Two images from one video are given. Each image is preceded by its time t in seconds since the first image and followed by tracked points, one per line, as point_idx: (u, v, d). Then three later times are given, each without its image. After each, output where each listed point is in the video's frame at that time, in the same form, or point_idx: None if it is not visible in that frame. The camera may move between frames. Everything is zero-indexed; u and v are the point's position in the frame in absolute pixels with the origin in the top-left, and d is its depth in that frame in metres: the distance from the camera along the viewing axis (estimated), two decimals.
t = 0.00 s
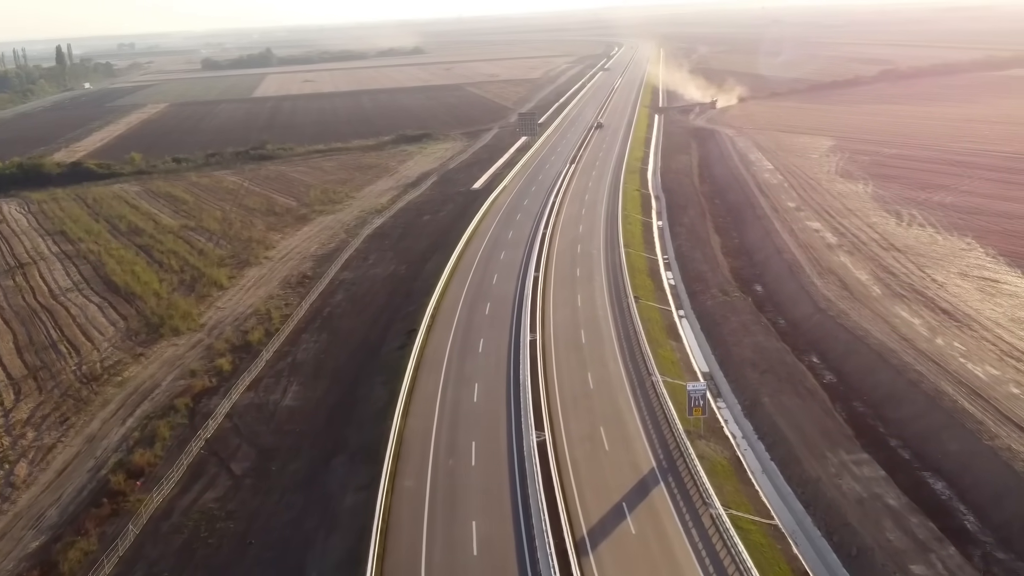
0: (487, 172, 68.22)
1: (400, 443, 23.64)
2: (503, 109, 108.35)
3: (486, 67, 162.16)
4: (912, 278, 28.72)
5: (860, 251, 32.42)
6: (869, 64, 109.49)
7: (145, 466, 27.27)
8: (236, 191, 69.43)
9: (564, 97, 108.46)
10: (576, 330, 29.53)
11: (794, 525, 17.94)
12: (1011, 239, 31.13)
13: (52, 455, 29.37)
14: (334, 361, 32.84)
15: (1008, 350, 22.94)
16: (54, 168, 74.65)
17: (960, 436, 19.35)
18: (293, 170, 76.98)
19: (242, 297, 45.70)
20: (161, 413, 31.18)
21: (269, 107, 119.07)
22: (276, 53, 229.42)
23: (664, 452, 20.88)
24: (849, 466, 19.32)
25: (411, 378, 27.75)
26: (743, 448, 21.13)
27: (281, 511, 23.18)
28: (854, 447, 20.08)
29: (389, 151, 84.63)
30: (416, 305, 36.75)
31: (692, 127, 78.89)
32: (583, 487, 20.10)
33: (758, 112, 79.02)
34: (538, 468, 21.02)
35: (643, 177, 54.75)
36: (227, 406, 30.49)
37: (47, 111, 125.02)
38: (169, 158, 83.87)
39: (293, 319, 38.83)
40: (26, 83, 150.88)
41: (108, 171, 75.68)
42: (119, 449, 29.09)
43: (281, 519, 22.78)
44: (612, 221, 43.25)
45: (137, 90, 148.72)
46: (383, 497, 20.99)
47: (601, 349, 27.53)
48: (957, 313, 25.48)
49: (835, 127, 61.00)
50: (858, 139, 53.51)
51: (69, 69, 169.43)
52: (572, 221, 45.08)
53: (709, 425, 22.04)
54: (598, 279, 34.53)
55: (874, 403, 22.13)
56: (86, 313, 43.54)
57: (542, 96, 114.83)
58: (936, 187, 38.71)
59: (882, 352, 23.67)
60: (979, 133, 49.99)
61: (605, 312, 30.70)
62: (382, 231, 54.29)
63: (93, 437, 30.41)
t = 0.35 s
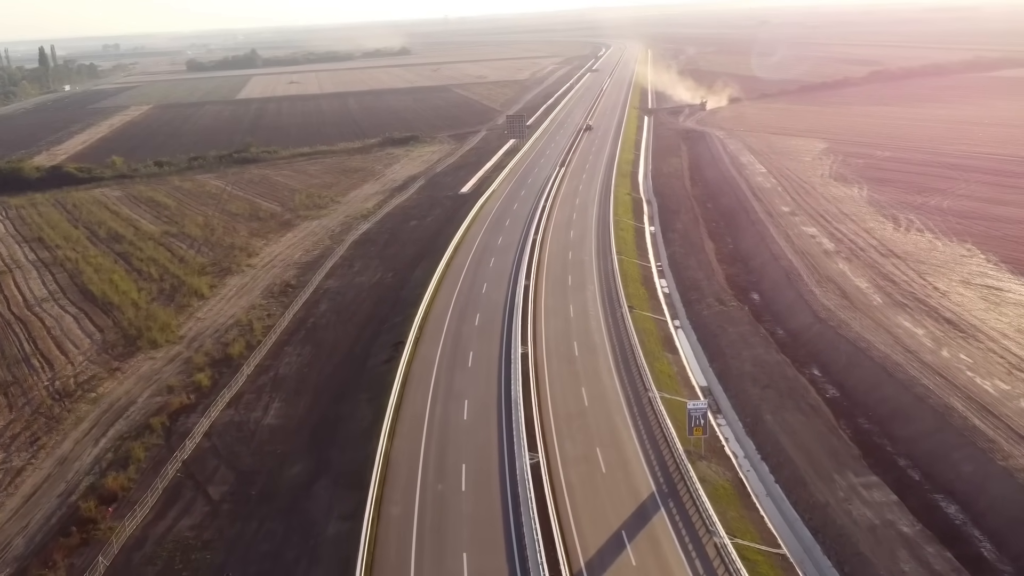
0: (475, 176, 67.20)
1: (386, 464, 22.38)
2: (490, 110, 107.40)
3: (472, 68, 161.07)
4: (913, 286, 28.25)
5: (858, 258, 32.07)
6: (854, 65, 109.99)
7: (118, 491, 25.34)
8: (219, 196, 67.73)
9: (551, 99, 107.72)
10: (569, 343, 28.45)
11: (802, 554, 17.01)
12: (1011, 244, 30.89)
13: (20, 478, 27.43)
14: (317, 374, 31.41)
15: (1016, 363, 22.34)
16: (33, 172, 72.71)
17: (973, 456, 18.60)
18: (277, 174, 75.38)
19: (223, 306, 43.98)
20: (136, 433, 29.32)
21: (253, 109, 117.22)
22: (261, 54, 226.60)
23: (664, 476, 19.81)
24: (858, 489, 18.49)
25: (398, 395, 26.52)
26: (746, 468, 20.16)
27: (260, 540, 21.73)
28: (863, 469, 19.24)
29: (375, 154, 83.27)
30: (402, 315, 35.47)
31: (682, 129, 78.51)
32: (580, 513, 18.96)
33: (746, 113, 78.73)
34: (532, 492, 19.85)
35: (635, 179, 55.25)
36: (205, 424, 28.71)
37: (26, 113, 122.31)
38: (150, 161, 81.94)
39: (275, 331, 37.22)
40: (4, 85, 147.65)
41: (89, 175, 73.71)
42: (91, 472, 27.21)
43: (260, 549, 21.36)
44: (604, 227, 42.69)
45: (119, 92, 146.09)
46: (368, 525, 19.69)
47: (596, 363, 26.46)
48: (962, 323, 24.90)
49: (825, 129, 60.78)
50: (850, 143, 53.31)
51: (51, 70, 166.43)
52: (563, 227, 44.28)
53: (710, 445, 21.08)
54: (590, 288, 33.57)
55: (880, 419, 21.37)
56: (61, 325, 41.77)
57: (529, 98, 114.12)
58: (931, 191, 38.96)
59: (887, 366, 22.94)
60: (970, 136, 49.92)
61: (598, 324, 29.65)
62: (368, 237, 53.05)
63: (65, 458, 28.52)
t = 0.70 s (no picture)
0: (466, 179, 66.23)
1: (376, 486, 21.24)
2: (481, 112, 106.52)
3: (462, 68, 159.96)
4: (918, 293, 27.72)
5: (860, 264, 31.59)
6: (844, 66, 110.02)
7: (92, 517, 23.92)
8: (205, 200, 66.15)
9: (542, 100, 106.86)
10: (566, 356, 27.44)
11: None
12: (1015, 250, 30.54)
13: None
14: (303, 388, 30.18)
15: None
16: (15, 176, 71.02)
17: (990, 477, 17.84)
18: (264, 177, 73.96)
19: (208, 317, 42.45)
20: (113, 453, 27.83)
21: (240, 111, 115.59)
22: (250, 54, 223.96)
23: (668, 501, 18.81)
24: (872, 514, 17.64)
25: (388, 409, 25.30)
26: (753, 490, 19.25)
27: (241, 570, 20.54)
28: (876, 492, 18.40)
29: (363, 156, 82.03)
30: (392, 325, 34.32)
31: (675, 131, 78.19)
32: (581, 541, 17.92)
33: (739, 117, 78.33)
34: (529, 518, 18.80)
35: (629, 184, 55.59)
36: (186, 444, 27.34)
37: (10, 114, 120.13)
38: (135, 164, 80.29)
39: (260, 344, 35.82)
40: None
41: (72, 178, 72.09)
42: (64, 496, 25.71)
43: None
44: (599, 233, 42.10)
45: (105, 93, 143.99)
46: (356, 554, 18.53)
47: (593, 378, 25.48)
48: (970, 333, 24.28)
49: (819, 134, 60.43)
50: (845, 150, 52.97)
51: (37, 71, 164.20)
52: (557, 233, 43.49)
53: (715, 465, 20.16)
54: (586, 298, 32.66)
55: (891, 436, 20.55)
56: (38, 337, 40.20)
57: (519, 99, 113.49)
58: (931, 195, 38.99)
59: (896, 379, 22.17)
60: (967, 140, 49.78)
61: (595, 337, 28.67)
62: (358, 243, 51.85)
63: (37, 480, 26.98)
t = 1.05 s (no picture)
0: (458, 183, 65.36)
1: (368, 510, 20.19)
2: (472, 113, 105.81)
3: (452, 69, 158.97)
4: (926, 302, 27.28)
5: (864, 271, 31.12)
6: (835, 67, 110.30)
7: (68, 545, 22.59)
8: (192, 205, 64.70)
9: (533, 102, 106.13)
10: (564, 370, 26.53)
11: None
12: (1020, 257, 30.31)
13: None
14: (291, 403, 29.06)
15: None
16: None
17: (1012, 499, 17.15)
18: (252, 181, 72.65)
19: (194, 327, 41.07)
20: (92, 474, 26.44)
21: (229, 113, 114.00)
22: (240, 56, 222.76)
23: (676, 526, 17.91)
24: (890, 539, 16.86)
25: (381, 425, 24.19)
26: (763, 513, 18.38)
27: None
28: (894, 515, 17.62)
29: (353, 159, 80.92)
30: (384, 336, 33.29)
31: (669, 133, 78.04)
32: (585, 570, 16.98)
33: (732, 121, 78.09)
34: (529, 546, 17.83)
35: (624, 189, 55.10)
36: (169, 464, 26.08)
37: None
38: (122, 168, 78.76)
39: (247, 356, 34.55)
40: None
41: (57, 183, 70.52)
42: (38, 521, 24.29)
43: None
44: (595, 241, 41.41)
45: (91, 95, 141.97)
46: None
47: (593, 392, 24.60)
48: (981, 344, 23.79)
49: (814, 139, 60.24)
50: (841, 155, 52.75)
51: (24, 73, 161.95)
52: (551, 241, 42.76)
53: (723, 486, 19.29)
54: (583, 309, 31.83)
55: (905, 454, 19.81)
56: (17, 349, 38.72)
57: (510, 100, 113.02)
58: (933, 198, 39.05)
59: (908, 394, 21.48)
60: (960, 141, 50.83)
61: (594, 349, 27.83)
62: (348, 250, 50.73)
63: (10, 502, 25.52)
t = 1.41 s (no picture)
0: (450, 186, 64.47)
1: (362, 538, 19.13)
2: (463, 115, 105.06)
3: (441, 70, 157.97)
4: (934, 311, 26.73)
5: (869, 278, 30.54)
6: (825, 68, 110.73)
7: None
8: (178, 210, 63.19)
9: (524, 103, 105.45)
10: (564, 384, 25.59)
11: None
12: None
13: None
14: (281, 419, 27.92)
15: None
16: None
17: None
18: (240, 184, 71.30)
19: (179, 338, 39.67)
20: (71, 498, 25.03)
21: (216, 115, 112.40)
22: (227, 57, 220.73)
23: (690, 555, 16.98)
24: (913, 566, 16.10)
25: (374, 446, 23.13)
26: (779, 539, 17.52)
27: None
28: (915, 540, 16.89)
29: (343, 162, 79.78)
30: (376, 348, 32.20)
31: (663, 136, 77.83)
32: None
33: (725, 125, 77.90)
34: None
35: (619, 194, 54.44)
36: (152, 486, 24.79)
37: None
38: (107, 171, 77.10)
39: (235, 370, 33.28)
40: None
41: (39, 187, 68.79)
42: (12, 549, 22.87)
43: None
44: (592, 248, 40.63)
45: (75, 96, 139.70)
46: None
47: (595, 408, 23.68)
48: (994, 355, 23.22)
49: (808, 144, 60.11)
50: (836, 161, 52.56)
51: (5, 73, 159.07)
52: (547, 247, 41.94)
53: (735, 510, 18.43)
54: (583, 319, 30.93)
55: (923, 474, 19.07)
56: None
57: (502, 101, 112.45)
58: (934, 203, 39.10)
59: (922, 409, 20.80)
60: (955, 143, 51.50)
61: (595, 362, 26.90)
62: (339, 256, 49.60)
63: None
